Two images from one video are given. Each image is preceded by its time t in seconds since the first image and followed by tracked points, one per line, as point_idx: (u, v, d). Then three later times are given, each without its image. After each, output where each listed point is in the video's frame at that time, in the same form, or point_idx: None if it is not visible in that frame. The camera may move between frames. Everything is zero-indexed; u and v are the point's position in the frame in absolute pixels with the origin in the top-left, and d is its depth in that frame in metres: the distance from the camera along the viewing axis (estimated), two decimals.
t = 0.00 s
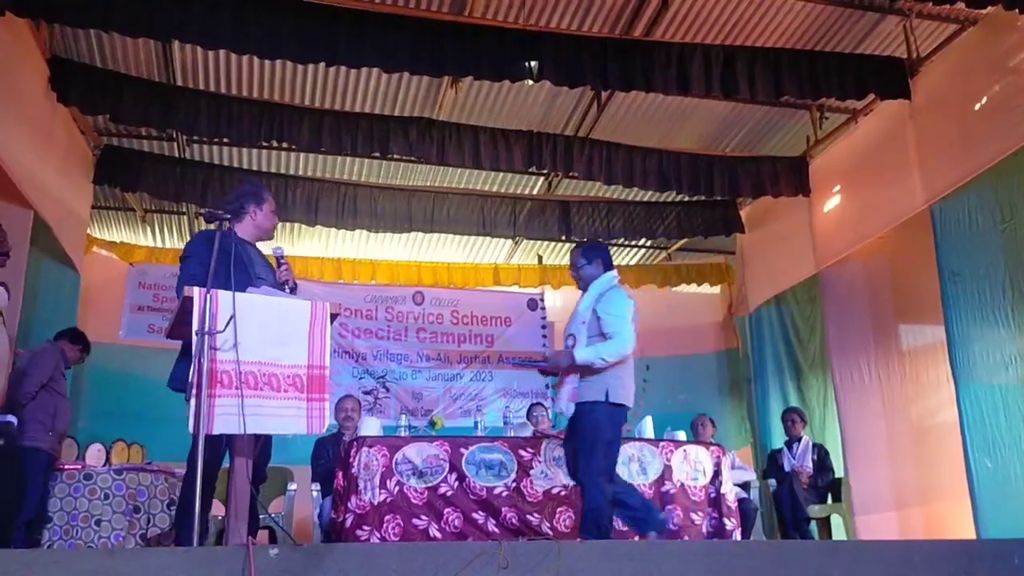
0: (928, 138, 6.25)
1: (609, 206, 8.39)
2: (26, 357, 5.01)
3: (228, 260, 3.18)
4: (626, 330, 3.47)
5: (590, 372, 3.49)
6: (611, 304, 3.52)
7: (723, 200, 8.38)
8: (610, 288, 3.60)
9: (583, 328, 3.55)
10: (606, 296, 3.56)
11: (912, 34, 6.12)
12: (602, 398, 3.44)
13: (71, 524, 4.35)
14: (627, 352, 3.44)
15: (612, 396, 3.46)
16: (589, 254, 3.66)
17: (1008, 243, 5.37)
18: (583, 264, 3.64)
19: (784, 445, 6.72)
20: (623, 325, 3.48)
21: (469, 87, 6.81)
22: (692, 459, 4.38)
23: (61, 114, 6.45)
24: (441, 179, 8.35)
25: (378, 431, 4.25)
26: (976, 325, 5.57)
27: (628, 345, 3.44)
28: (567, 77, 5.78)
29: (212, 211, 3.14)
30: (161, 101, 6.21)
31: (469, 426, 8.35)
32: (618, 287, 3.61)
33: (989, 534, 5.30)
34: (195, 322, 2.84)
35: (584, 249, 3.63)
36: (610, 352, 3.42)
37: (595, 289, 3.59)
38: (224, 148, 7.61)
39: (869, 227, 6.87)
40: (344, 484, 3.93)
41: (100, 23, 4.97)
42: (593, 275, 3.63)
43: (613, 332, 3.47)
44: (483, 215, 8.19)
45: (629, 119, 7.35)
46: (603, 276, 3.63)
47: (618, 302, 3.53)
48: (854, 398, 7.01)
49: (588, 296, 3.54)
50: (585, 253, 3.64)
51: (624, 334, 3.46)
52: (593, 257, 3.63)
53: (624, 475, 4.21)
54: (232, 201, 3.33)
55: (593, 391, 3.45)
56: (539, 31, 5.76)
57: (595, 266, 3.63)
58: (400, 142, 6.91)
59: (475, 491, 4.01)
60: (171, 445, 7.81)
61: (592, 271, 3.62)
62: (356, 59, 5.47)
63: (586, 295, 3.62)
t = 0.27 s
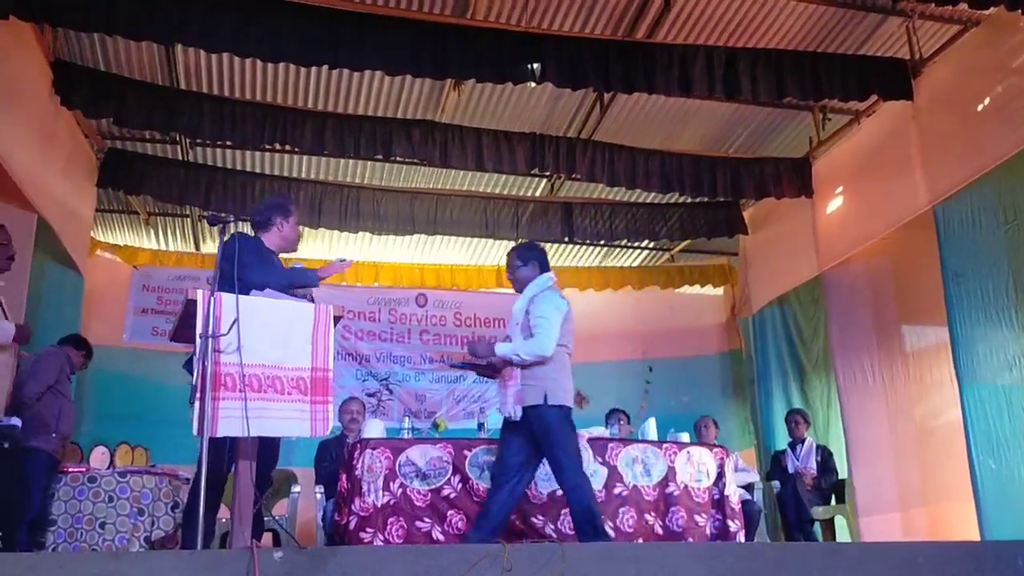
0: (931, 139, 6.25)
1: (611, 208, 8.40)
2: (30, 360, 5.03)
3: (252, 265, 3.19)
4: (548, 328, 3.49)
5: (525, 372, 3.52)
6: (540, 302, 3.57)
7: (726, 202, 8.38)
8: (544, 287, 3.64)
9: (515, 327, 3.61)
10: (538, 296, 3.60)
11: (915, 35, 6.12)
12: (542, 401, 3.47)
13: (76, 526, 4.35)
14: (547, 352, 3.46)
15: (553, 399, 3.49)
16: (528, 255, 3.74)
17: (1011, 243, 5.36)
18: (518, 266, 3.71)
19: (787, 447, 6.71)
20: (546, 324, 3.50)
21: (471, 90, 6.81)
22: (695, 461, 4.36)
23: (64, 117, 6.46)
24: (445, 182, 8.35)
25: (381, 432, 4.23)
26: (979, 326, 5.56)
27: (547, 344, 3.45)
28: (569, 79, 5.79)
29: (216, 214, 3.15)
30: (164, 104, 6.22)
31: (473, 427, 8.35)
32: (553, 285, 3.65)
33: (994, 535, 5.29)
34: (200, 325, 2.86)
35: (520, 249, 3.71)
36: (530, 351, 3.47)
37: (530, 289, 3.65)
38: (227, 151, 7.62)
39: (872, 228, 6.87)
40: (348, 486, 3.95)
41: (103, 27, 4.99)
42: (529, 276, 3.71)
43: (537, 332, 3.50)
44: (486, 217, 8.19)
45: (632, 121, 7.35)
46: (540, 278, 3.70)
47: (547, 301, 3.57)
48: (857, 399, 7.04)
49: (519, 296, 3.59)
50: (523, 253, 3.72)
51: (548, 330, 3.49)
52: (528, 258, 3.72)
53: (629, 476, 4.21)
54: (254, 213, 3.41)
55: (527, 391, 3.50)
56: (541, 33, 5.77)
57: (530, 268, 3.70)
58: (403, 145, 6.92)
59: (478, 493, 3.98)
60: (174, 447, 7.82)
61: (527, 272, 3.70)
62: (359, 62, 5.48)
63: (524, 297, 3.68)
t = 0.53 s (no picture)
0: (933, 142, 6.26)
1: (613, 211, 8.42)
2: (35, 364, 5.05)
3: (282, 266, 3.48)
4: (489, 333, 3.77)
5: (462, 375, 3.78)
6: (480, 305, 3.83)
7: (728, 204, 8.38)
8: (480, 291, 3.91)
9: (453, 331, 3.85)
10: (476, 300, 3.86)
11: (917, 37, 6.13)
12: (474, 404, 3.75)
13: (80, 531, 4.33)
14: (490, 355, 3.74)
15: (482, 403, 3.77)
16: (462, 258, 3.98)
17: (1014, 245, 5.36)
18: (455, 267, 3.95)
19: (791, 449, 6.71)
20: (487, 328, 3.78)
21: (474, 93, 6.83)
22: (698, 464, 4.37)
23: (68, 122, 6.49)
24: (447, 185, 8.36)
25: (383, 436, 4.20)
26: (983, 327, 5.55)
27: (491, 347, 3.73)
28: (572, 82, 5.80)
29: (219, 218, 3.17)
30: (168, 109, 6.24)
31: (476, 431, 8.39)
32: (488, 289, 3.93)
33: (999, 536, 5.28)
34: (202, 329, 2.86)
35: (457, 253, 3.95)
36: (474, 356, 3.74)
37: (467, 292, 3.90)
38: (230, 156, 7.65)
39: (874, 230, 6.88)
40: (351, 490, 3.96)
41: (107, 32, 5.01)
42: (464, 277, 3.95)
43: (478, 336, 3.76)
44: (489, 220, 8.20)
45: (633, 124, 7.36)
46: (472, 280, 3.95)
47: (486, 305, 3.84)
48: (860, 401, 7.02)
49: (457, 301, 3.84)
50: (457, 257, 3.96)
51: (490, 335, 3.77)
52: (466, 261, 3.96)
53: (632, 480, 4.22)
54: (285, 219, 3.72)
55: (465, 395, 3.75)
56: (542, 37, 5.78)
57: (466, 270, 3.95)
58: (406, 149, 6.94)
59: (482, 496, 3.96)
60: (179, 451, 7.84)
61: (463, 274, 3.94)
62: (361, 67, 5.50)
63: (459, 298, 3.92)
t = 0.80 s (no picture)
0: (934, 145, 6.26)
1: (615, 215, 8.42)
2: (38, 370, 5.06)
3: (301, 272, 3.55)
4: (441, 340, 3.79)
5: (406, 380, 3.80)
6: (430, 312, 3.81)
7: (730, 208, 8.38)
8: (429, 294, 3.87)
9: (402, 335, 3.83)
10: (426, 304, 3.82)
11: (918, 40, 6.13)
12: (416, 411, 3.75)
13: (83, 537, 4.28)
14: (442, 362, 3.76)
15: (423, 410, 3.78)
16: (412, 257, 3.88)
17: (1016, 247, 5.36)
18: (408, 270, 3.85)
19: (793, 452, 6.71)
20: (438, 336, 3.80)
21: (475, 98, 6.84)
22: (701, 468, 4.37)
23: (71, 128, 6.50)
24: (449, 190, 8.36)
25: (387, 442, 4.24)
26: (985, 330, 5.55)
27: (443, 356, 3.77)
28: (573, 87, 5.81)
29: (223, 225, 3.18)
30: (170, 114, 6.25)
31: (478, 435, 8.41)
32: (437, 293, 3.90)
33: (1002, 540, 5.26)
34: (205, 334, 2.87)
35: (411, 254, 3.84)
36: (425, 362, 3.75)
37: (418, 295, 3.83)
38: (232, 161, 7.66)
39: (876, 233, 6.88)
40: (355, 494, 4.00)
41: (110, 38, 5.02)
42: (416, 280, 3.85)
43: (429, 343, 3.78)
44: (491, 224, 8.21)
45: (635, 127, 7.37)
46: (423, 283, 3.87)
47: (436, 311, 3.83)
48: (863, 404, 7.01)
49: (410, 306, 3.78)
50: (411, 257, 3.85)
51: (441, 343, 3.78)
52: (418, 263, 3.86)
53: (635, 483, 4.22)
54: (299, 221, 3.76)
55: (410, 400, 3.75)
56: (544, 41, 5.79)
57: (419, 273, 3.86)
58: (407, 153, 6.94)
59: (486, 500, 4.03)
60: (182, 456, 7.85)
61: (415, 277, 3.85)
62: (363, 72, 5.51)
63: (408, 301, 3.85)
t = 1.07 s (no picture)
0: (936, 146, 6.26)
1: (616, 217, 8.42)
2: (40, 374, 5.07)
3: (304, 277, 3.52)
4: (399, 345, 3.55)
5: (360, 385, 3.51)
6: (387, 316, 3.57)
7: (731, 210, 8.38)
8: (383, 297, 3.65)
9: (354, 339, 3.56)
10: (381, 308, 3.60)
11: (919, 42, 6.13)
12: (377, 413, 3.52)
13: (86, 540, 4.34)
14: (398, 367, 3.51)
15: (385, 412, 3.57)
16: (367, 259, 3.71)
17: (1018, 249, 5.36)
18: (362, 271, 3.66)
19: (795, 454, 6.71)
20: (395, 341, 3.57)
21: (476, 101, 6.84)
22: (703, 470, 4.37)
23: (73, 133, 6.51)
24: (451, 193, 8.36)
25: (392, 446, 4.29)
26: (988, 331, 5.54)
27: (400, 360, 3.54)
28: (574, 89, 5.81)
29: (224, 228, 3.18)
30: (172, 118, 6.26)
31: (480, 438, 8.41)
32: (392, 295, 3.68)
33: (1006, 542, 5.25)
34: (208, 339, 2.88)
35: (366, 254, 3.66)
36: (381, 367, 3.50)
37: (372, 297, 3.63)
38: (234, 165, 7.66)
39: (878, 235, 6.88)
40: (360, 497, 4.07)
41: (111, 43, 5.03)
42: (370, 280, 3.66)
43: (384, 346, 3.54)
44: (492, 227, 8.21)
45: (636, 130, 7.37)
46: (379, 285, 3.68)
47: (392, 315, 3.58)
48: (866, 406, 6.97)
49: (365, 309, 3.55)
50: (365, 258, 3.67)
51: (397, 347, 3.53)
52: (373, 264, 3.69)
53: (637, 486, 4.21)
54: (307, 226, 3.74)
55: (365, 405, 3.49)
56: (544, 45, 5.79)
57: (374, 274, 3.68)
58: (409, 156, 6.94)
59: (488, 503, 4.05)
60: (184, 460, 7.85)
61: (370, 278, 3.66)
62: (365, 76, 5.51)
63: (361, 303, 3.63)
